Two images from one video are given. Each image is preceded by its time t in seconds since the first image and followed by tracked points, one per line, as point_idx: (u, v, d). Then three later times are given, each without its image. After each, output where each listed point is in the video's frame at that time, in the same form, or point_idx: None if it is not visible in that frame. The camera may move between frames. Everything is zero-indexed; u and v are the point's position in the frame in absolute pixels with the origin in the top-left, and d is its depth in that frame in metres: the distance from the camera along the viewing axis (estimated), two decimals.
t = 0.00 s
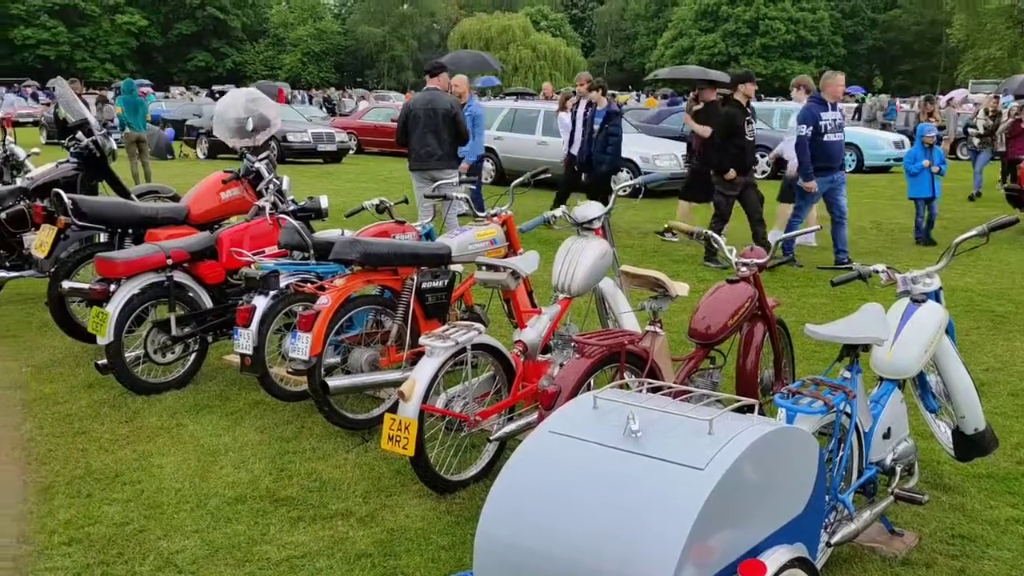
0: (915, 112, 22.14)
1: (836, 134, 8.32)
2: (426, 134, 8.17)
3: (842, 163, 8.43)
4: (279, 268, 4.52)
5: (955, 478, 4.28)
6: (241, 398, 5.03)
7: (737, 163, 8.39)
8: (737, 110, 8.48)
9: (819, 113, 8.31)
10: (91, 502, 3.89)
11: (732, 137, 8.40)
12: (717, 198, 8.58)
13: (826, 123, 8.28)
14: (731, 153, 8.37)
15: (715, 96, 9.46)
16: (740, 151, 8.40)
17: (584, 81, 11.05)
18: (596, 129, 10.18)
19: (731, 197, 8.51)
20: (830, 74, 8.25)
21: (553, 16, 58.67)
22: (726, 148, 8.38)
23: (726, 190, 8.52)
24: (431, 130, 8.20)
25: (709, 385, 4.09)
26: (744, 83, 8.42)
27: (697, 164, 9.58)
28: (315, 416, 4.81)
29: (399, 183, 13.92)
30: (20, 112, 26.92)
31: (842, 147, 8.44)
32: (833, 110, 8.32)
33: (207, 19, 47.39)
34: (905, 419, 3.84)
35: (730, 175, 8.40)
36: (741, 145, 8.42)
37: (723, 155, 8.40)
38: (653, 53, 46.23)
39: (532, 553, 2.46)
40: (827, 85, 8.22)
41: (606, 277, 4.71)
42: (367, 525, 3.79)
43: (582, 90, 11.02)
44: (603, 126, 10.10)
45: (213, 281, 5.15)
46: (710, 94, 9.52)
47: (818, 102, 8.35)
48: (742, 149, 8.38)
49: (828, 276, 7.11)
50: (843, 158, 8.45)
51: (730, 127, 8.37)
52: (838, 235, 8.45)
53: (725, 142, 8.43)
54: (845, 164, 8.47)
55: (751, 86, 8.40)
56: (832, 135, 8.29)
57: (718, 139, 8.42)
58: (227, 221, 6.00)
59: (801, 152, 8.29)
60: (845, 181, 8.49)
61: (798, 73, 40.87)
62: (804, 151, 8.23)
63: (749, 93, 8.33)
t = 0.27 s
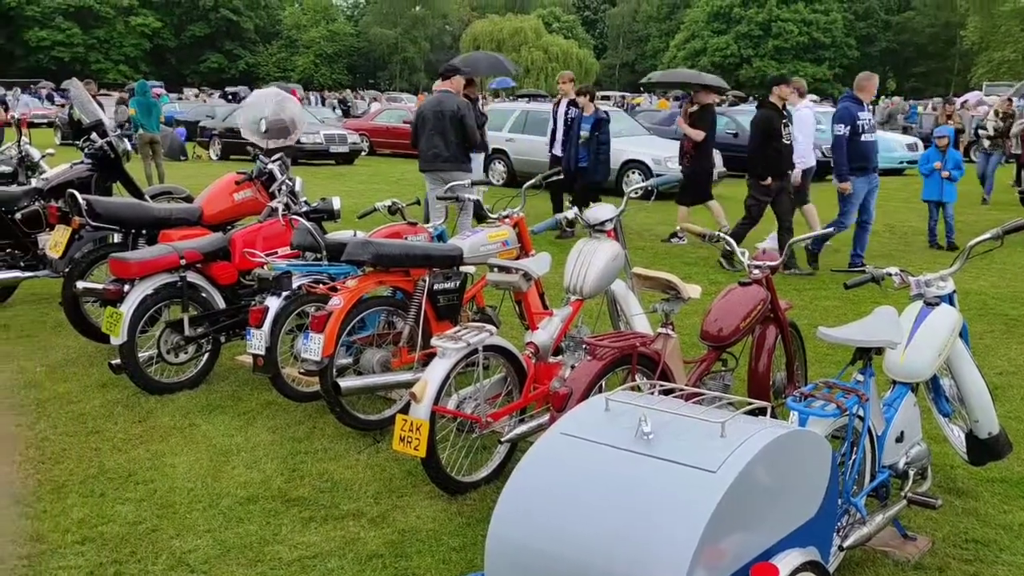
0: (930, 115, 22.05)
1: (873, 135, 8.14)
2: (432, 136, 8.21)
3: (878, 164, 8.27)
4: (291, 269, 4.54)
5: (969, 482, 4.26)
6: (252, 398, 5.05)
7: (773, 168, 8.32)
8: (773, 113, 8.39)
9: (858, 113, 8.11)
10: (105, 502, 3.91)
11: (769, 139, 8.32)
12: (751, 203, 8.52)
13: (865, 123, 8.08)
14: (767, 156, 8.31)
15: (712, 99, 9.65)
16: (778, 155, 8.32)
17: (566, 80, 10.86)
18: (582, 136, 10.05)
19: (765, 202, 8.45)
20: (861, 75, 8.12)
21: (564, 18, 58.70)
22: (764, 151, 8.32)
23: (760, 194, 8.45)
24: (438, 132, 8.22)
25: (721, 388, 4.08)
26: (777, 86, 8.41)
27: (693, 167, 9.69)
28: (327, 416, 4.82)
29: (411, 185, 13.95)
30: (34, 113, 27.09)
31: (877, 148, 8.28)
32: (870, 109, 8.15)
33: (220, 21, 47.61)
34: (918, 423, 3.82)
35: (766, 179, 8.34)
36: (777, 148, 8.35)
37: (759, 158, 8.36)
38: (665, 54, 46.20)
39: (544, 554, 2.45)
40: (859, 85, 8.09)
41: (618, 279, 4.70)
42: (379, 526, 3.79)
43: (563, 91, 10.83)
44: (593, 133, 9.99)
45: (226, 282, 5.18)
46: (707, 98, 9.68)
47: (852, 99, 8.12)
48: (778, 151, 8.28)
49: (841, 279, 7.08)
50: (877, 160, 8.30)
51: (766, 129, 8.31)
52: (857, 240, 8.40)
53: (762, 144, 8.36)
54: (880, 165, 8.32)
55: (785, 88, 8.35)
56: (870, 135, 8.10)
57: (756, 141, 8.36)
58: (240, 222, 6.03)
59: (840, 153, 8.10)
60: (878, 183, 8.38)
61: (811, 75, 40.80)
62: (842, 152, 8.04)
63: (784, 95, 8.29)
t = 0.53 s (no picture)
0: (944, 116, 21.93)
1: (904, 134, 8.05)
2: (449, 138, 8.27)
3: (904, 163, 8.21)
4: (303, 270, 4.55)
5: (981, 486, 4.23)
6: (264, 398, 5.06)
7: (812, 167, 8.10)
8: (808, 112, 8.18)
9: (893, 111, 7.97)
10: (117, 501, 3.93)
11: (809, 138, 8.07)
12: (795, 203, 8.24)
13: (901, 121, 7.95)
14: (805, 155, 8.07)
15: (704, 99, 9.78)
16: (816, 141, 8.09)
17: (554, 81, 11.01)
18: (568, 133, 10.35)
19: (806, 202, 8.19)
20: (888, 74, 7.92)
21: (576, 19, 58.67)
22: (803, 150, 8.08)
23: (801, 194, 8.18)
24: (456, 135, 8.27)
25: (733, 391, 4.08)
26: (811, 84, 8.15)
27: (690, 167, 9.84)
28: (338, 417, 4.84)
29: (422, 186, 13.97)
30: (48, 113, 27.23)
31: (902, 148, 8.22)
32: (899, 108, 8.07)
33: (233, 23, 47.85)
34: (931, 426, 3.80)
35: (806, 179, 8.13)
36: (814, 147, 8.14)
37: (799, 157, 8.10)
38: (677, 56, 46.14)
39: (555, 555, 2.45)
40: (888, 84, 7.87)
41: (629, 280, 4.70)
42: (389, 526, 3.80)
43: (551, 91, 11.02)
44: (578, 129, 10.27)
45: (238, 283, 5.20)
46: (699, 98, 9.82)
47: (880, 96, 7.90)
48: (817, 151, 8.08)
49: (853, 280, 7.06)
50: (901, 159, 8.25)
51: (807, 129, 8.04)
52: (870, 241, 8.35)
53: (799, 144, 8.12)
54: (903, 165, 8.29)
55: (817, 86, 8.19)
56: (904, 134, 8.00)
57: (795, 142, 8.11)
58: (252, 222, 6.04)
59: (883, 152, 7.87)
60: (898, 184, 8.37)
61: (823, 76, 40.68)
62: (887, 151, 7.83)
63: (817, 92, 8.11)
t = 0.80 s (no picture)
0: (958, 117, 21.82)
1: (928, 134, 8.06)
2: (465, 139, 8.35)
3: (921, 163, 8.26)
4: (314, 270, 4.56)
5: (993, 489, 4.21)
6: (274, 398, 5.08)
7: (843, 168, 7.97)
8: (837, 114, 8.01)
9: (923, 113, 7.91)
10: (127, 500, 3.95)
11: (838, 139, 7.98)
12: (828, 204, 8.12)
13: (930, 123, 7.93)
14: (834, 157, 7.95)
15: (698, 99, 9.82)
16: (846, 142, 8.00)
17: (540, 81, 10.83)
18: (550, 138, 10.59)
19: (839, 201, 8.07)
20: (911, 73, 7.90)
21: (586, 20, 58.64)
22: (833, 152, 7.94)
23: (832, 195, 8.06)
24: (472, 135, 8.35)
25: (743, 392, 4.06)
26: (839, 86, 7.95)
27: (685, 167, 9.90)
28: (348, 417, 4.85)
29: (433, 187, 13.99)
30: (61, 114, 27.36)
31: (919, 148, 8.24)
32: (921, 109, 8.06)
33: (244, 24, 48.05)
34: (943, 429, 3.78)
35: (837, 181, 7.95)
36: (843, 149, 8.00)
37: (829, 159, 7.96)
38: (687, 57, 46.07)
39: (567, 556, 2.45)
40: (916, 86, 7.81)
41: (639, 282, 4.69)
42: (399, 526, 3.80)
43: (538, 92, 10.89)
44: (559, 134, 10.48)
45: (248, 283, 5.21)
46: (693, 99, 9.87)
47: (909, 97, 7.86)
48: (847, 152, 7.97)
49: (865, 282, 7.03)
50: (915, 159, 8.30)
51: (836, 130, 7.93)
52: (882, 243, 8.30)
53: (827, 146, 7.99)
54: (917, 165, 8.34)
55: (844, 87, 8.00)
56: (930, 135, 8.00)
57: (823, 143, 7.98)
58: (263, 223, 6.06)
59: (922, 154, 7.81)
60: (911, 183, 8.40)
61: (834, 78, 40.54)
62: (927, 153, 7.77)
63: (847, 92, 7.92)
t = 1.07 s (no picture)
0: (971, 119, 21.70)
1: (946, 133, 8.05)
2: (475, 139, 8.38)
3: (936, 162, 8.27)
4: (324, 270, 4.57)
5: (1005, 492, 4.19)
6: (284, 398, 5.09)
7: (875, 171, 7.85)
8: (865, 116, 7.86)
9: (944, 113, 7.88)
10: (138, 499, 3.96)
11: (867, 143, 7.84)
12: (855, 210, 7.94)
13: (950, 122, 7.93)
14: (865, 161, 7.81)
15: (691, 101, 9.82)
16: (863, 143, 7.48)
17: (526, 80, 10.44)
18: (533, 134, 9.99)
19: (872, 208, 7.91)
20: (930, 74, 7.84)
21: (596, 20, 58.60)
22: (862, 155, 7.80)
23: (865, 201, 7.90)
24: (484, 135, 8.38)
25: (754, 394, 4.06)
26: (865, 88, 7.81)
27: (677, 166, 9.84)
28: (357, 417, 4.85)
29: (442, 188, 14.01)
30: (73, 114, 27.46)
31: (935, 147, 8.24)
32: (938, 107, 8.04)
33: (255, 25, 48.28)
34: (954, 431, 3.77)
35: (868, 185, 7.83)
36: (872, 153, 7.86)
37: (860, 163, 7.81)
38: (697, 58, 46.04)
39: (577, 558, 2.45)
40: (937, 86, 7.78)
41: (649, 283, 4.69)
42: (409, 527, 3.81)
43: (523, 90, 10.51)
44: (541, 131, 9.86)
45: (258, 283, 5.23)
46: (687, 100, 9.86)
47: (932, 99, 7.78)
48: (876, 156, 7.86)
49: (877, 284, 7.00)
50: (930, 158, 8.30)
51: (867, 133, 7.77)
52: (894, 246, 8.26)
53: (858, 149, 7.83)
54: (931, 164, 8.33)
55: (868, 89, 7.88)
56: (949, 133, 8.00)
57: (854, 147, 7.82)
58: (273, 223, 6.08)
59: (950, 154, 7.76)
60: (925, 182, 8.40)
61: (844, 78, 40.39)
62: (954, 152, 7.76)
63: (873, 94, 7.82)
